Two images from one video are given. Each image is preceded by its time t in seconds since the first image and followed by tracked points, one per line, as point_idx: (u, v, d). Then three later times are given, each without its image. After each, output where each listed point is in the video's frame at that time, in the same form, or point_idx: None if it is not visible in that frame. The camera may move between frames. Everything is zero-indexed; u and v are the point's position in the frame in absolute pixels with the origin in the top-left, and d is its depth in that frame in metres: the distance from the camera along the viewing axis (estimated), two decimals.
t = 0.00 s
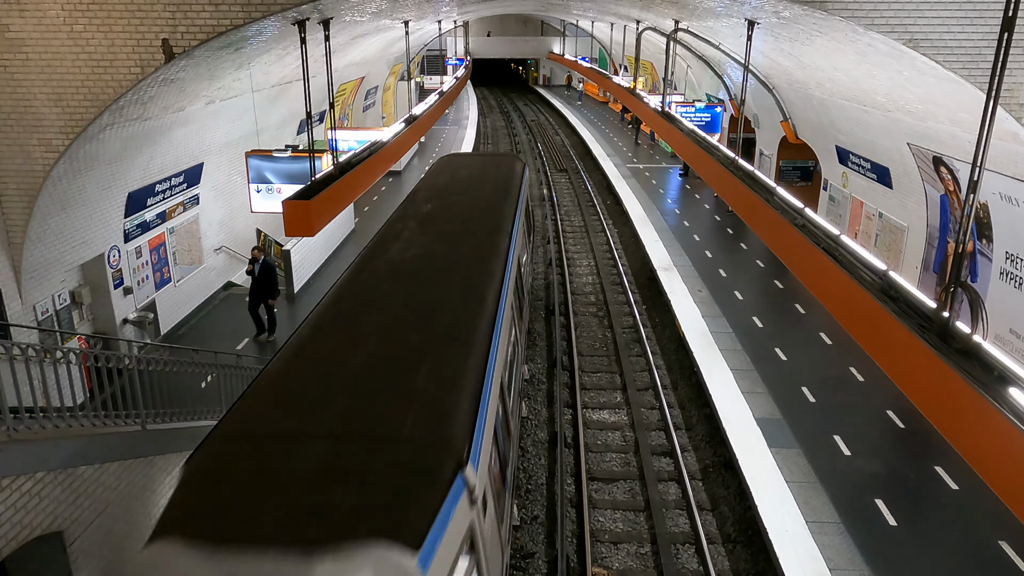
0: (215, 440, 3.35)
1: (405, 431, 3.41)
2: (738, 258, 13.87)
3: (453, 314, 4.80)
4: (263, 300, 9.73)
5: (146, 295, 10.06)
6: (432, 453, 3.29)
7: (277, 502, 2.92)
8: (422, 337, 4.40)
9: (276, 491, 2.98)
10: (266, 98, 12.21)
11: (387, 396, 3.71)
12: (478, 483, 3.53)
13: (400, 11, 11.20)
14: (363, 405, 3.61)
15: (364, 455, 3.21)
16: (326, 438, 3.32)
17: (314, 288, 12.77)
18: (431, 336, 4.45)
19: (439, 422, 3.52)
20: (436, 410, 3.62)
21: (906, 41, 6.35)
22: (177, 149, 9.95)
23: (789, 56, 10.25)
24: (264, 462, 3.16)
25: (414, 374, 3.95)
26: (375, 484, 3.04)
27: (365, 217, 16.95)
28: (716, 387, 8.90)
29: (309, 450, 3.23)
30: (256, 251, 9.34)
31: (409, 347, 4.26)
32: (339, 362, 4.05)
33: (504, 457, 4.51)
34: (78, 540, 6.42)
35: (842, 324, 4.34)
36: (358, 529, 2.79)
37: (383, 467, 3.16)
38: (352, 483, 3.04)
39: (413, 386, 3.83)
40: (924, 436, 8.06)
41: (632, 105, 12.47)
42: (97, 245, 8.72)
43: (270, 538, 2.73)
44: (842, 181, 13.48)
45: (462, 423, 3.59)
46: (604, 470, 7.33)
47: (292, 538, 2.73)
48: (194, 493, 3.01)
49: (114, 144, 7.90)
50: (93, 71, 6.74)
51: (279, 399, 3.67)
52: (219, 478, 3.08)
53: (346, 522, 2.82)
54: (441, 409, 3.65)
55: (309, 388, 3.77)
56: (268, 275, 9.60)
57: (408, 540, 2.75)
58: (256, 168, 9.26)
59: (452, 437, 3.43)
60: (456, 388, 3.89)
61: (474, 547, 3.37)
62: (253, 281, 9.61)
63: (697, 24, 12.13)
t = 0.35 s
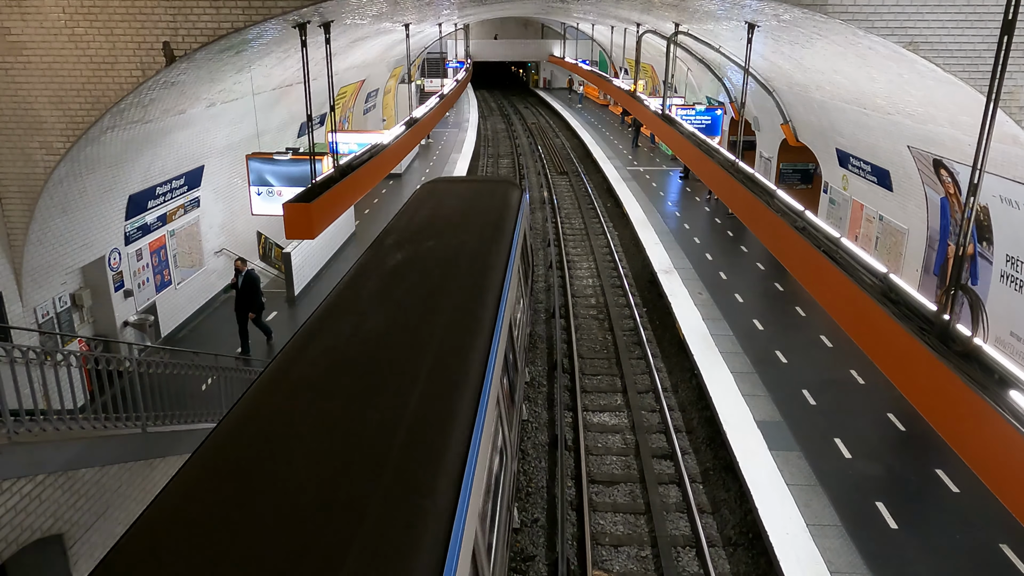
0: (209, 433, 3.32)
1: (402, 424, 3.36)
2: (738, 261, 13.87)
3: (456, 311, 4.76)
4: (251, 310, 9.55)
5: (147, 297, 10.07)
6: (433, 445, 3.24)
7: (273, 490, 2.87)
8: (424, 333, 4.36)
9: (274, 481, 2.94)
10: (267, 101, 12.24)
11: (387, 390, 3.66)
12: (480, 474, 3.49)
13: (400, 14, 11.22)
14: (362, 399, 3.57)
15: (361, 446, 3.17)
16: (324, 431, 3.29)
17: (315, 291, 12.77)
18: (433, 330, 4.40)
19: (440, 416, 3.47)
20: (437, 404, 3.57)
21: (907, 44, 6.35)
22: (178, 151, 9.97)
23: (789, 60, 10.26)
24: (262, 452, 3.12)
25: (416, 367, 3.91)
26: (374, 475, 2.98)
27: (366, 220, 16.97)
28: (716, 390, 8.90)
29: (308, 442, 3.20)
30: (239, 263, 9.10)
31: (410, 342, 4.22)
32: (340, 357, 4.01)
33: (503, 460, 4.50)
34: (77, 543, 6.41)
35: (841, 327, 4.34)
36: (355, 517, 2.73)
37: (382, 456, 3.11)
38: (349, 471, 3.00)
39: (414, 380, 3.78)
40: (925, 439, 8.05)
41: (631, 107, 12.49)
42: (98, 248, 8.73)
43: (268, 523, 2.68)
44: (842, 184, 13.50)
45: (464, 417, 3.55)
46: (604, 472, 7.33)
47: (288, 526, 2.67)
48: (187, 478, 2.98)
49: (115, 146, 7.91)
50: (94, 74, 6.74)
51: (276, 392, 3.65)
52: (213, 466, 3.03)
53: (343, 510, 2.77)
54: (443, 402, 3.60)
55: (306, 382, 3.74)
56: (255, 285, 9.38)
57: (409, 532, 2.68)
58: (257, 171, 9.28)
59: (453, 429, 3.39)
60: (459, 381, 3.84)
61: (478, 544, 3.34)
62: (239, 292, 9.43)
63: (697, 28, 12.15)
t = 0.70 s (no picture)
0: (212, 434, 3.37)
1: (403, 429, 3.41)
2: (738, 263, 13.88)
3: (455, 317, 4.82)
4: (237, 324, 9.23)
5: (147, 300, 10.08)
6: (434, 451, 3.29)
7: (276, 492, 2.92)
8: (424, 339, 4.41)
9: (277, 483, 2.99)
10: (268, 103, 12.26)
11: (387, 395, 3.72)
12: (481, 480, 3.54)
13: (401, 17, 11.23)
14: (363, 404, 3.62)
15: (361, 452, 3.21)
16: (327, 434, 3.34)
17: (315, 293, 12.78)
18: (429, 342, 4.38)
19: (441, 422, 3.53)
20: (437, 412, 3.61)
21: (906, 46, 6.36)
22: (178, 154, 9.97)
23: (789, 62, 10.28)
24: (263, 458, 3.16)
25: (416, 373, 3.96)
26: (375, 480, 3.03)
27: (367, 222, 16.99)
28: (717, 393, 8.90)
29: (308, 447, 3.24)
30: (224, 274, 8.87)
31: (410, 348, 4.28)
32: (341, 362, 4.07)
33: (502, 464, 4.52)
34: (77, 546, 6.40)
35: (842, 330, 4.33)
36: (357, 521, 2.78)
37: (384, 462, 3.16)
38: (350, 476, 3.05)
39: (415, 386, 3.84)
40: (925, 442, 8.04)
41: (632, 110, 12.49)
42: (98, 250, 8.73)
43: (271, 525, 2.73)
44: (842, 186, 13.50)
45: (465, 425, 3.60)
46: (604, 475, 7.33)
47: (292, 528, 2.71)
48: (192, 480, 3.03)
49: (116, 149, 7.92)
50: (95, 76, 6.75)
51: (278, 395, 3.70)
52: (217, 468, 3.08)
53: (344, 513, 2.82)
54: (443, 409, 3.66)
55: (307, 386, 3.79)
56: (240, 297, 9.11)
57: (410, 536, 2.74)
58: (258, 173, 9.29)
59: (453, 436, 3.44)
60: (458, 388, 3.89)
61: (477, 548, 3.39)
62: (224, 305, 9.14)
63: (697, 30, 12.16)
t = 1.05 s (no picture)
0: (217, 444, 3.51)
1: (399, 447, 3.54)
2: (738, 265, 13.88)
3: (454, 332, 4.91)
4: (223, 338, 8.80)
5: (147, 302, 10.08)
6: (431, 466, 3.44)
7: (280, 505, 3.08)
8: (422, 356, 4.49)
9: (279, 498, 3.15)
10: (268, 106, 12.27)
11: (381, 420, 3.75)
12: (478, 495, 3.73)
13: (401, 19, 11.25)
14: (359, 425, 3.69)
15: (354, 482, 3.25)
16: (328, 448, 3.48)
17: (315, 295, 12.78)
18: (424, 362, 4.41)
19: (437, 439, 3.66)
20: (430, 439, 3.64)
21: (906, 49, 6.36)
22: (178, 157, 9.97)
23: (789, 64, 10.28)
24: (256, 484, 3.20)
25: (410, 397, 3.99)
26: (372, 494, 3.20)
27: (367, 225, 16.99)
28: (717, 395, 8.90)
29: (302, 474, 3.28)
30: (210, 283, 8.51)
31: (408, 362, 4.39)
32: (339, 376, 4.17)
33: (502, 466, 4.54)
34: (77, 550, 6.39)
35: (842, 333, 4.32)
36: (354, 532, 2.94)
37: (378, 486, 3.24)
38: (351, 489, 3.20)
39: (413, 401, 3.95)
40: (925, 444, 8.04)
41: (632, 112, 12.49)
42: (98, 252, 8.73)
43: (272, 545, 2.83)
44: (842, 189, 13.50)
45: (459, 447, 3.69)
46: (604, 477, 7.33)
47: (293, 542, 2.85)
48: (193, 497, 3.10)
49: (116, 151, 7.92)
50: (95, 79, 6.76)
51: (281, 407, 3.82)
52: (222, 481, 3.22)
53: (336, 543, 2.86)
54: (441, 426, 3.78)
55: (307, 400, 3.90)
56: (226, 309, 8.70)
57: (404, 560, 2.82)
58: (258, 176, 9.29)
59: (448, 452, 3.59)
60: (455, 404, 4.02)
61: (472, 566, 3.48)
62: (208, 317, 8.72)
63: (697, 33, 12.17)
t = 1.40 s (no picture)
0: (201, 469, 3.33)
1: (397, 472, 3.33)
2: (739, 268, 13.88)
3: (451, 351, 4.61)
4: (205, 349, 8.80)
5: (148, 305, 10.09)
6: (423, 501, 3.14)
7: (271, 529, 2.86)
8: (415, 378, 4.21)
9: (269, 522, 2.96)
10: (268, 109, 12.29)
11: (369, 451, 3.44)
12: (477, 514, 3.57)
13: (401, 22, 11.27)
14: (344, 457, 3.39)
15: (338, 520, 2.94)
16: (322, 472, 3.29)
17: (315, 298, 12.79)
18: (418, 386, 4.12)
19: (434, 461, 3.45)
20: (423, 473, 3.33)
21: (905, 51, 6.38)
22: (178, 159, 9.98)
23: (789, 67, 10.29)
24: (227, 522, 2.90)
25: (402, 425, 3.70)
26: (368, 518, 2.98)
27: (367, 227, 17.01)
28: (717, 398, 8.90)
29: (279, 513, 2.97)
30: (188, 295, 8.70)
31: (401, 387, 4.10)
32: (326, 402, 3.91)
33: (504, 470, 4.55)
34: (77, 552, 6.39)
35: (843, 335, 4.31)
36: (350, 560, 2.72)
37: (363, 526, 2.91)
38: (333, 528, 2.88)
39: (408, 427, 3.68)
40: (926, 447, 8.03)
41: (631, 115, 12.51)
42: (99, 255, 8.74)
43: None
44: (842, 191, 13.51)
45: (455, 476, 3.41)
46: (605, 480, 7.33)
47: None
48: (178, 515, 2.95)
49: (116, 154, 7.93)
50: (95, 82, 6.77)
51: (271, 427, 3.63)
52: (205, 502, 3.03)
53: None
54: (442, 448, 3.56)
55: (296, 420, 3.70)
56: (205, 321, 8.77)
57: None
58: (258, 178, 9.30)
59: (449, 474, 3.38)
60: (456, 422, 3.83)
61: None
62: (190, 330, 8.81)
63: (697, 35, 12.19)
